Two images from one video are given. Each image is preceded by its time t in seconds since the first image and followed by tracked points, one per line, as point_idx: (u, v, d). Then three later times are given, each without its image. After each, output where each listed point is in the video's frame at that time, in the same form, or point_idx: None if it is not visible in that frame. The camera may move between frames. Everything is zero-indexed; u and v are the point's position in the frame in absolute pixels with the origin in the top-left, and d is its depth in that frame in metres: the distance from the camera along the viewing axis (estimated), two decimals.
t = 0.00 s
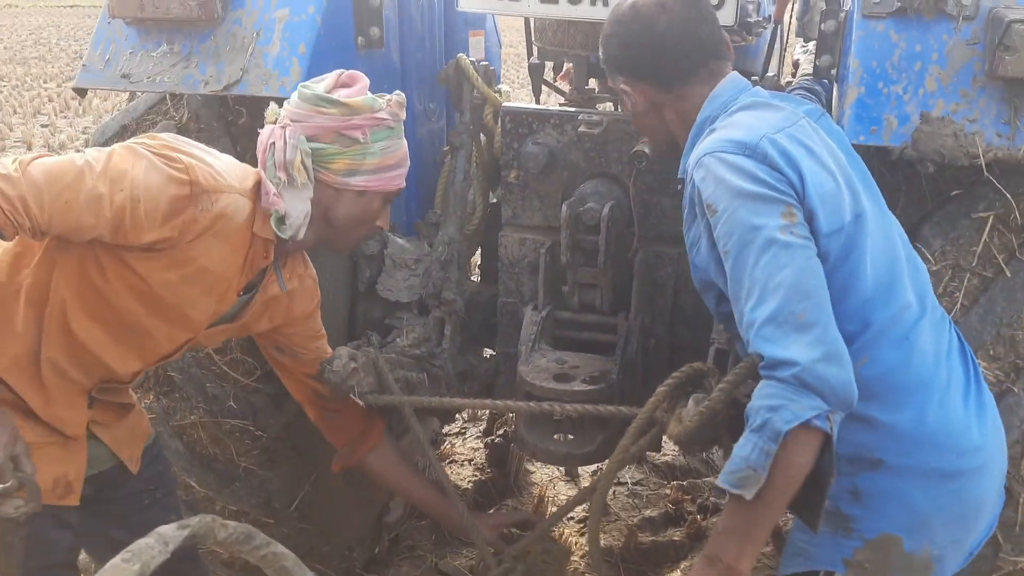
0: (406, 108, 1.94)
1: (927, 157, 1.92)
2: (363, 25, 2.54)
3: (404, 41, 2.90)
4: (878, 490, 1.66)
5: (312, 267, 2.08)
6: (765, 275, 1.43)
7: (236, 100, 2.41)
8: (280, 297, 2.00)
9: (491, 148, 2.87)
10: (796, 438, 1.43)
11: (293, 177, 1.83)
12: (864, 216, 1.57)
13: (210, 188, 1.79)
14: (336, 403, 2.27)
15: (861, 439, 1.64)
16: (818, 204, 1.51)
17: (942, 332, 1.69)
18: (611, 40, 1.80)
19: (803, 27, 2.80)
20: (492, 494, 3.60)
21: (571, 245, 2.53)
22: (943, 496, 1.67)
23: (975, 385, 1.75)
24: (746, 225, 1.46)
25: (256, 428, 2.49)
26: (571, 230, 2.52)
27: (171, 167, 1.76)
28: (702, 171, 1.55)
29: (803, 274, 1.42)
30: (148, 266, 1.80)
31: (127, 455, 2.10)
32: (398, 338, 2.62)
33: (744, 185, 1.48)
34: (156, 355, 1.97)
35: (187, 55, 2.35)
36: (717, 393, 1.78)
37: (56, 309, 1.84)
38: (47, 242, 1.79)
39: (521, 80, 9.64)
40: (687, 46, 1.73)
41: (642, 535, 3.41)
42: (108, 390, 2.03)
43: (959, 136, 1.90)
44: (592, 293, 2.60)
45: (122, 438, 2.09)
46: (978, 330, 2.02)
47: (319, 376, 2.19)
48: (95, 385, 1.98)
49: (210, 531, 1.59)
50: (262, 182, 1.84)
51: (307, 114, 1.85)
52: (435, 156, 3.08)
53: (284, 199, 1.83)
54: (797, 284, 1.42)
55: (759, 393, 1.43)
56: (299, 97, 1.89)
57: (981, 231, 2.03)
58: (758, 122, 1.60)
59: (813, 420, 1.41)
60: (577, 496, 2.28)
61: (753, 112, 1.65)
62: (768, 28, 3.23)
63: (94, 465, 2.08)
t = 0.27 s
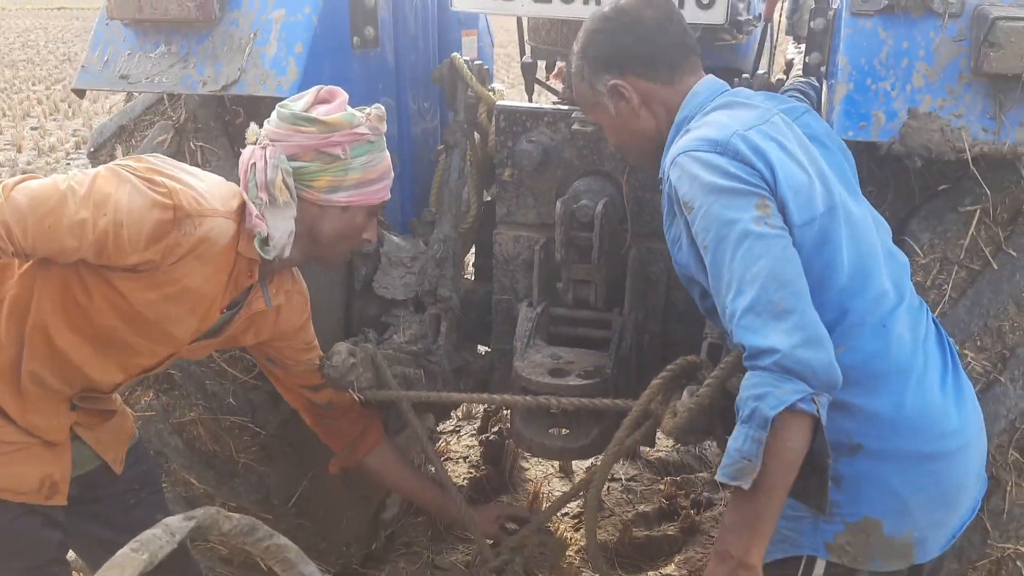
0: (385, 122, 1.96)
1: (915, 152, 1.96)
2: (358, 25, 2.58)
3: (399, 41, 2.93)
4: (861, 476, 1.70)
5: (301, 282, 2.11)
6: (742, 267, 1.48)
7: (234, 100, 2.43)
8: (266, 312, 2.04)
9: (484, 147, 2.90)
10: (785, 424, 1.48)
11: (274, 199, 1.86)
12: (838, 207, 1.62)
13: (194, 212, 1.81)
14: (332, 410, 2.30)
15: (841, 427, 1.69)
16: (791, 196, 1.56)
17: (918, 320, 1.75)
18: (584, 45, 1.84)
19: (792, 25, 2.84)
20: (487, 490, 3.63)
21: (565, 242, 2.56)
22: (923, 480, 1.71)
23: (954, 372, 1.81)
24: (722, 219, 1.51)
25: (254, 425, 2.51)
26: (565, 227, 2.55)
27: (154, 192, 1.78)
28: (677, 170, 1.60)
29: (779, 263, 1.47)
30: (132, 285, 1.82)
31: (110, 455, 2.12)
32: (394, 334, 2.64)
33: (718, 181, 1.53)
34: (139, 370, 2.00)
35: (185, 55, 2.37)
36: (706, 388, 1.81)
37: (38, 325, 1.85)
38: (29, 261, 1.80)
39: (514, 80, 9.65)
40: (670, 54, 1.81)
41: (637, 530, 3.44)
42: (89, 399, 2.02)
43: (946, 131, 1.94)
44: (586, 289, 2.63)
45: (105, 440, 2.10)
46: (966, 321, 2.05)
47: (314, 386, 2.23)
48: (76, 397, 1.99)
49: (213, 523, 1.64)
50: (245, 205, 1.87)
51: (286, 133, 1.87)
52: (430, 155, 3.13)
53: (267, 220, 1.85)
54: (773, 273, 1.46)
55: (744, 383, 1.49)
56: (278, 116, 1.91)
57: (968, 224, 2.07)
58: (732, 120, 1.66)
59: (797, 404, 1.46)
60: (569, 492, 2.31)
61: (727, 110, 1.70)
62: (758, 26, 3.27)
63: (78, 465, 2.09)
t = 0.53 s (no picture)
0: (367, 114, 1.99)
1: (898, 146, 2.02)
2: (352, 25, 2.62)
3: (392, 41, 2.97)
4: (828, 455, 1.81)
5: (289, 275, 2.15)
6: (716, 254, 1.58)
7: (231, 100, 2.47)
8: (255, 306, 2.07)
9: (477, 145, 2.95)
10: (744, 404, 1.59)
11: (258, 194, 1.87)
12: (816, 197, 1.71)
13: (176, 214, 1.82)
14: (322, 400, 2.35)
15: (810, 407, 1.81)
16: (769, 185, 1.65)
17: (894, 307, 1.84)
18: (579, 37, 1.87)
19: (780, 23, 2.90)
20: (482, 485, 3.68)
21: (558, 238, 2.61)
22: (889, 461, 1.80)
23: (929, 357, 1.91)
24: (699, 208, 1.60)
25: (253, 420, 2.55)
26: (558, 223, 2.60)
27: (136, 194, 1.79)
28: (660, 159, 1.69)
29: (751, 252, 1.56)
30: (119, 286, 1.84)
31: (106, 451, 2.15)
32: (391, 329, 2.68)
33: (697, 171, 1.62)
34: (131, 366, 2.02)
35: (182, 56, 2.40)
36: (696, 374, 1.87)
37: (28, 328, 1.88)
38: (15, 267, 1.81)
39: (506, 80, 9.69)
40: (666, 43, 1.86)
41: (631, 522, 3.47)
42: (83, 395, 2.06)
43: (928, 125, 1.99)
44: (579, 284, 2.68)
45: (102, 435, 2.14)
46: (950, 310, 2.10)
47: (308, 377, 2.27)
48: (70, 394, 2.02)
49: (217, 512, 1.67)
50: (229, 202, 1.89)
51: (268, 129, 1.89)
52: (423, 154, 3.17)
53: (251, 218, 1.87)
54: (745, 261, 1.56)
55: (711, 361, 1.60)
56: (259, 112, 1.93)
57: (951, 216, 2.13)
58: (717, 111, 1.73)
59: (757, 385, 1.57)
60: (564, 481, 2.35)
61: (714, 100, 1.77)
62: (746, 23, 3.32)
63: (74, 461, 2.13)
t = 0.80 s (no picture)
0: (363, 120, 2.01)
1: (878, 140, 2.06)
2: (342, 24, 2.66)
3: (382, 39, 3.00)
4: (811, 440, 1.86)
5: (286, 276, 2.17)
6: (703, 245, 1.62)
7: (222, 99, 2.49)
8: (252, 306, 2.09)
9: (467, 142, 2.98)
10: (727, 392, 1.65)
11: (257, 198, 1.89)
12: (801, 189, 1.75)
13: (176, 216, 1.85)
14: (325, 398, 2.36)
15: (794, 394, 1.85)
16: (755, 178, 1.70)
17: (876, 298, 1.90)
18: (574, 25, 1.91)
19: (763, 21, 2.95)
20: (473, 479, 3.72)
21: (547, 233, 2.65)
22: (869, 446, 1.86)
23: (910, 346, 1.96)
24: (688, 199, 1.65)
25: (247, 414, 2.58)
26: (547, 218, 2.64)
27: (137, 196, 1.82)
28: (650, 150, 1.74)
29: (736, 244, 1.61)
30: (118, 286, 1.87)
31: (102, 446, 2.18)
32: (383, 324, 2.71)
33: (686, 163, 1.66)
34: (127, 364, 2.05)
35: (175, 55, 2.43)
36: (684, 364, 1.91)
37: (27, 326, 1.90)
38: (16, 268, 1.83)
39: (495, 79, 9.71)
40: (657, 31, 1.90)
41: (621, 514, 3.50)
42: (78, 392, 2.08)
43: (906, 120, 2.04)
44: (568, 279, 2.72)
45: (95, 432, 2.16)
46: (929, 301, 2.15)
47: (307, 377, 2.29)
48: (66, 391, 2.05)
49: (212, 502, 1.70)
50: (229, 205, 1.91)
51: (267, 134, 1.91)
52: (414, 152, 3.20)
53: (251, 221, 1.90)
54: (730, 253, 1.60)
55: (697, 350, 1.65)
56: (257, 117, 1.95)
57: (931, 208, 2.18)
58: (706, 103, 1.78)
59: (740, 374, 1.62)
60: (554, 472, 2.38)
61: (703, 93, 1.82)
62: (731, 22, 3.37)
63: (68, 456, 2.16)
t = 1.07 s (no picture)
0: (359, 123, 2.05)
1: (855, 135, 2.10)
2: (331, 23, 2.70)
3: (369, 37, 3.02)
4: (795, 430, 1.89)
5: (280, 277, 2.20)
6: (690, 237, 1.66)
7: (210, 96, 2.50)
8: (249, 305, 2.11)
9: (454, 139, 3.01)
10: (716, 381, 1.69)
11: (256, 197, 1.92)
12: (785, 182, 1.79)
13: (177, 214, 1.87)
14: (317, 398, 2.37)
15: (779, 383, 1.89)
16: (741, 171, 1.73)
17: (858, 289, 1.94)
18: (563, 22, 1.95)
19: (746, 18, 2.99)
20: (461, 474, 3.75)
21: (533, 228, 2.68)
22: (852, 435, 1.89)
23: (891, 335, 2.00)
24: (675, 192, 1.68)
25: (236, 408, 2.60)
26: (533, 214, 2.67)
27: (139, 195, 1.84)
28: (637, 145, 1.77)
29: (723, 236, 1.65)
30: (118, 282, 1.89)
31: (97, 439, 2.19)
32: (371, 319, 2.73)
33: (673, 157, 1.70)
34: (125, 361, 2.07)
35: (163, 54, 2.45)
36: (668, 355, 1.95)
37: (27, 321, 1.93)
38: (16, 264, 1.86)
39: (483, 77, 9.73)
40: (643, 29, 1.94)
41: (608, 507, 3.54)
42: (74, 385, 2.11)
43: (883, 115, 2.08)
44: (554, 274, 2.75)
45: (90, 425, 2.16)
46: (906, 294, 2.18)
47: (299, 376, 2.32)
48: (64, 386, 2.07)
49: (202, 493, 1.74)
50: (227, 205, 1.93)
51: (266, 136, 1.95)
52: (401, 148, 3.23)
53: (249, 220, 1.92)
54: (717, 245, 1.64)
55: (685, 340, 1.68)
56: (256, 119, 1.98)
57: (908, 202, 2.22)
58: (691, 99, 1.81)
59: (728, 363, 1.65)
60: (539, 463, 2.42)
61: (688, 89, 1.86)
62: (714, 20, 3.41)
63: (66, 449, 2.18)
